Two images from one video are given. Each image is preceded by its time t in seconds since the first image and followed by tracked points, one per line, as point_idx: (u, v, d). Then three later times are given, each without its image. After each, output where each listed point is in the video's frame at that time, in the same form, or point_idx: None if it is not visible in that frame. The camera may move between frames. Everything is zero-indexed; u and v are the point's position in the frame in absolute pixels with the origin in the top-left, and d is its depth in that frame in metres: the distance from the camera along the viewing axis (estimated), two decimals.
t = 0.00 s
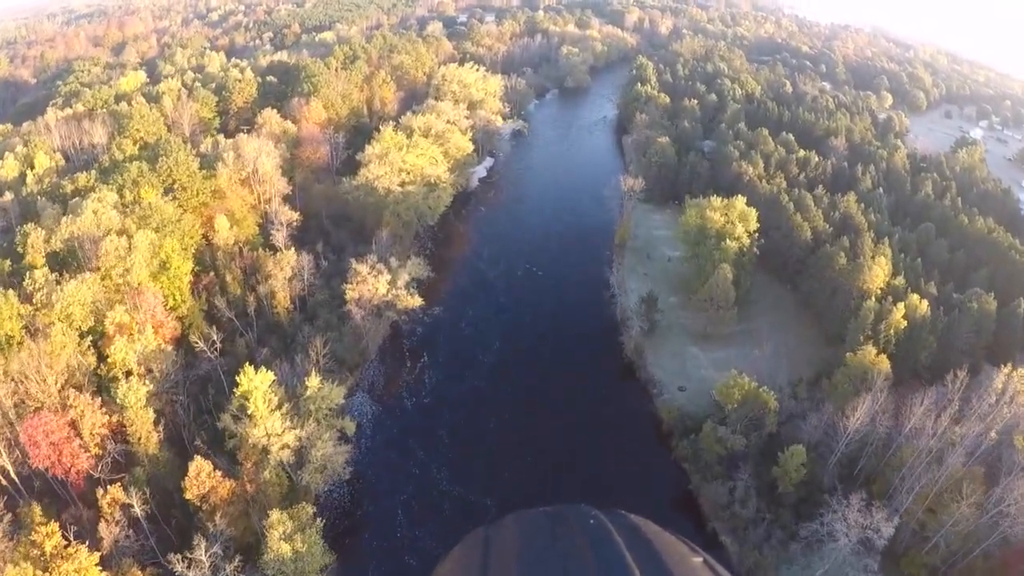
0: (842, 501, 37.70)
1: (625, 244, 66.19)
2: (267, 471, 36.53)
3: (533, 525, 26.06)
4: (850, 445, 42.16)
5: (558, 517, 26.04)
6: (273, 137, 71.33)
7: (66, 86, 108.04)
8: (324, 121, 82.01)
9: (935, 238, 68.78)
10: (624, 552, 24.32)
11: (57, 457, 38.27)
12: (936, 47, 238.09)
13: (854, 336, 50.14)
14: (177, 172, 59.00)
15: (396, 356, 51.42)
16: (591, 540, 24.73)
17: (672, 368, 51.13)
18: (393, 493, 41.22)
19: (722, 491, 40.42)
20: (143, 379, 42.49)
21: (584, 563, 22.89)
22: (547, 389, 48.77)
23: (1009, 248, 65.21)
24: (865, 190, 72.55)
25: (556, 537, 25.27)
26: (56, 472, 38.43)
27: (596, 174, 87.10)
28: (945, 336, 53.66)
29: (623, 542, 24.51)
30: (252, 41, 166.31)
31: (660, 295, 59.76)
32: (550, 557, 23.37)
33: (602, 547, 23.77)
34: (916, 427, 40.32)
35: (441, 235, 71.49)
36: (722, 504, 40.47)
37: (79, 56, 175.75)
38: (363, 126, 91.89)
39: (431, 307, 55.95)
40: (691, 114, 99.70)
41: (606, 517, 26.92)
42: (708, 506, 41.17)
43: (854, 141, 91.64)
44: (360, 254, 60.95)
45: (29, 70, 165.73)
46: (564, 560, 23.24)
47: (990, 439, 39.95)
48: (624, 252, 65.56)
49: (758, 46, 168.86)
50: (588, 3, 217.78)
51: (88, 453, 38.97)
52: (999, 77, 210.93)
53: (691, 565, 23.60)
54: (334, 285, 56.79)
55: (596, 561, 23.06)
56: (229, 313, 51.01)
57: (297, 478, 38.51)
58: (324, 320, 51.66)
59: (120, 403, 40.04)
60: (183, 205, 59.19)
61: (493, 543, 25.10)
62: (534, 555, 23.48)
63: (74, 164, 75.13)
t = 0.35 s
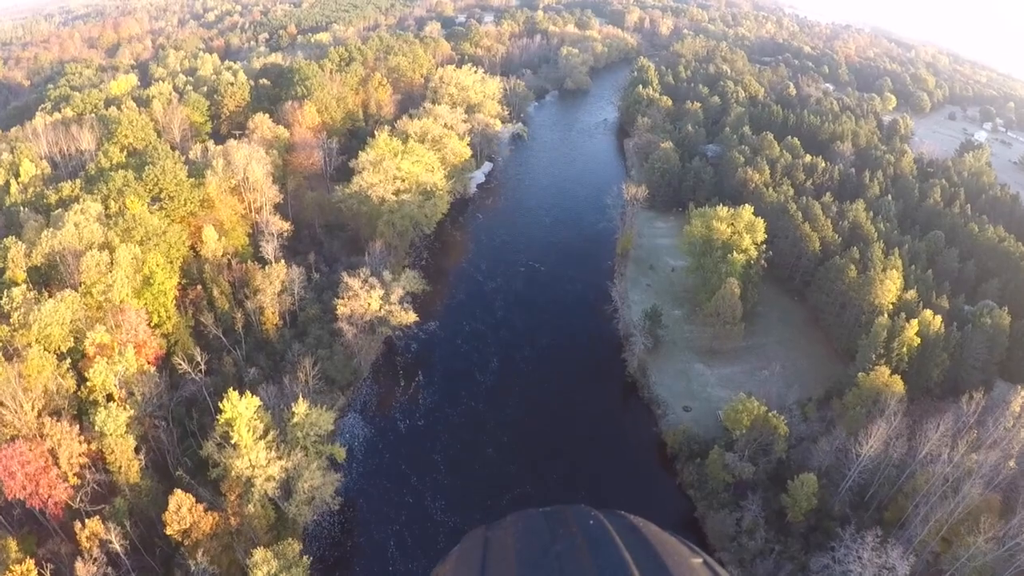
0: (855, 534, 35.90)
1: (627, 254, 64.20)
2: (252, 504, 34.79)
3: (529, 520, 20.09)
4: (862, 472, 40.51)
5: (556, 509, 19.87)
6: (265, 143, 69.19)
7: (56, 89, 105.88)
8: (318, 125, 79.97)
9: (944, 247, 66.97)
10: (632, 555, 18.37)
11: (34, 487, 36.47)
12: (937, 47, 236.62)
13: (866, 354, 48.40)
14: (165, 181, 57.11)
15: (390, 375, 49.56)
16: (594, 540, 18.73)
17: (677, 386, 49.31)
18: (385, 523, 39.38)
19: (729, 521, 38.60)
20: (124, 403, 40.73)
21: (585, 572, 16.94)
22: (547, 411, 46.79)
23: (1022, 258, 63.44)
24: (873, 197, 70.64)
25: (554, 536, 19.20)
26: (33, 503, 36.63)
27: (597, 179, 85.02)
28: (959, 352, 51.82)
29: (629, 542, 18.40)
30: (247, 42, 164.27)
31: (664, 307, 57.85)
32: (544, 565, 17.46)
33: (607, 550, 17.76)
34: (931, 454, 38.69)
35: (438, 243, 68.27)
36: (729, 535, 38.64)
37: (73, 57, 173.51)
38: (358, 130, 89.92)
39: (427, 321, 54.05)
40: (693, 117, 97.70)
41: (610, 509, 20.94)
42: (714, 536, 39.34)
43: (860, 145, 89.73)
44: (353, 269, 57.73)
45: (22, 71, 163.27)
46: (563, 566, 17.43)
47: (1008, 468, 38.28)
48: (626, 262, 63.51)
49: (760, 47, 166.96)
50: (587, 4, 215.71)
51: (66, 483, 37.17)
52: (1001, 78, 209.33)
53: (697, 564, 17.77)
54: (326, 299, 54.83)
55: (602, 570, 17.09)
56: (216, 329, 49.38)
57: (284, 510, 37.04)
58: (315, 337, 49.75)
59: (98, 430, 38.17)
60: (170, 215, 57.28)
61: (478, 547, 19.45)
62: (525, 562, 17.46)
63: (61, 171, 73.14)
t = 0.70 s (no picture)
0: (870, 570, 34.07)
1: (630, 265, 62.10)
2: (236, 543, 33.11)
3: (529, 521, 21.31)
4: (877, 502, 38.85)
5: (557, 510, 21.08)
6: (256, 150, 67.08)
7: (46, 94, 103.83)
8: (311, 131, 77.96)
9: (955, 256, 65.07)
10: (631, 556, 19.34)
11: (11, 522, 34.84)
12: (938, 48, 234.94)
13: (879, 373, 46.64)
14: (151, 192, 55.24)
15: (384, 395, 47.72)
16: (594, 540, 19.74)
17: (683, 407, 47.47)
18: (377, 557, 37.48)
19: (738, 554, 36.66)
20: (105, 431, 38.90)
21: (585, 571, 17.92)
22: (548, 416, 46.38)
23: None
24: (882, 204, 68.78)
25: (554, 536, 20.32)
26: (11, 539, 35.03)
27: (599, 185, 82.97)
28: (973, 369, 50.09)
29: (629, 543, 19.44)
30: (243, 44, 162.27)
31: (669, 322, 55.76)
32: (544, 563, 18.50)
33: (607, 551, 18.76)
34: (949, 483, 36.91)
35: (435, 254, 65.15)
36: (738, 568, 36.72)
37: (68, 60, 171.45)
38: (354, 135, 87.95)
39: (422, 337, 52.20)
40: (696, 121, 95.79)
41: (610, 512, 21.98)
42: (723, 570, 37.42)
43: (866, 150, 87.87)
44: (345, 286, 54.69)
45: (16, 74, 160.84)
46: (563, 565, 18.40)
47: None
48: (630, 273, 61.43)
49: (762, 49, 165.01)
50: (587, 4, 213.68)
51: (45, 517, 35.46)
52: (1004, 78, 207.70)
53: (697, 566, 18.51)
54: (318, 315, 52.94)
55: (601, 568, 18.13)
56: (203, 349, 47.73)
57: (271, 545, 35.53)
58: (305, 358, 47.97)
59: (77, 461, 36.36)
60: (156, 227, 55.36)
61: (479, 546, 20.56)
62: (528, 560, 18.49)
63: (47, 180, 71.21)
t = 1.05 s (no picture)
0: None
1: (634, 276, 60.06)
2: None
3: (530, 521, 22.63)
4: (893, 533, 37.04)
5: (556, 511, 22.43)
6: (247, 158, 65.08)
7: (37, 99, 101.80)
8: (305, 137, 75.90)
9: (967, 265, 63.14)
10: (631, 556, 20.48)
11: None
12: (940, 48, 233.02)
13: (893, 393, 44.82)
14: (136, 205, 53.38)
15: (378, 418, 45.85)
16: (595, 541, 20.92)
17: (690, 429, 45.67)
18: None
19: None
20: (83, 463, 37.18)
21: (585, 571, 19.08)
22: (548, 416, 46.17)
23: None
24: (891, 212, 66.83)
25: (554, 537, 21.59)
26: None
27: (600, 192, 81.05)
28: (989, 387, 48.25)
29: (628, 543, 20.66)
30: (239, 47, 160.29)
31: (675, 336, 53.75)
32: (544, 562, 19.68)
33: (606, 551, 19.87)
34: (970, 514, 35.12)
35: (432, 265, 62.77)
36: None
37: (62, 63, 169.35)
38: (349, 140, 85.92)
39: (418, 355, 50.37)
40: (699, 125, 93.79)
41: (611, 513, 23.24)
42: None
43: (872, 154, 85.92)
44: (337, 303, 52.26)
45: (9, 78, 158.66)
46: (562, 565, 19.55)
47: None
48: (633, 285, 59.45)
49: (765, 49, 162.99)
50: (587, 4, 211.49)
51: (21, 554, 33.74)
52: (1006, 78, 205.73)
53: (696, 565, 19.67)
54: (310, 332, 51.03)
55: (601, 568, 19.27)
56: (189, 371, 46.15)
57: None
58: (296, 379, 46.15)
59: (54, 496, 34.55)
60: (143, 241, 53.50)
61: (479, 547, 21.97)
62: (529, 561, 19.66)
63: (33, 190, 69.28)
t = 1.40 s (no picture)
0: None
1: (637, 289, 58.10)
2: None
3: (532, 522, 25.82)
4: (911, 568, 35.24)
5: (557, 513, 25.52)
6: (236, 168, 63.04)
7: (25, 106, 99.71)
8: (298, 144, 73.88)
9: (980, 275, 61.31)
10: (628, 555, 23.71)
11: None
12: (941, 46, 231.07)
13: (908, 414, 43.08)
14: (121, 220, 51.56)
15: (372, 443, 44.05)
16: (595, 541, 24.09)
17: (697, 453, 43.92)
18: None
19: None
20: (64, 497, 35.52)
21: (585, 569, 22.21)
22: (548, 416, 46.03)
23: None
24: (901, 220, 64.87)
25: (555, 536, 24.78)
26: None
27: (601, 199, 79.14)
28: (1007, 407, 46.29)
29: (626, 543, 23.95)
30: (233, 50, 158.26)
31: (680, 352, 51.82)
32: (548, 560, 22.83)
33: (606, 552, 23.01)
34: (992, 548, 33.33)
35: (428, 278, 60.56)
36: None
37: (55, 68, 167.14)
38: (344, 147, 83.91)
39: (414, 376, 48.49)
40: (701, 129, 91.77)
41: (607, 514, 26.27)
42: None
43: (879, 158, 83.98)
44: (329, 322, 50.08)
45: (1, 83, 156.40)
46: (563, 564, 22.63)
47: None
48: (636, 297, 57.45)
49: (766, 49, 161.05)
50: (586, 5, 209.52)
51: None
52: (1007, 77, 203.90)
53: (691, 564, 23.04)
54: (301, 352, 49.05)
55: (601, 567, 22.39)
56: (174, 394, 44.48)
57: None
58: (286, 403, 44.36)
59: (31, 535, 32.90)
60: (127, 256, 51.63)
61: (482, 546, 24.99)
62: (534, 561, 22.74)
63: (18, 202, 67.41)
